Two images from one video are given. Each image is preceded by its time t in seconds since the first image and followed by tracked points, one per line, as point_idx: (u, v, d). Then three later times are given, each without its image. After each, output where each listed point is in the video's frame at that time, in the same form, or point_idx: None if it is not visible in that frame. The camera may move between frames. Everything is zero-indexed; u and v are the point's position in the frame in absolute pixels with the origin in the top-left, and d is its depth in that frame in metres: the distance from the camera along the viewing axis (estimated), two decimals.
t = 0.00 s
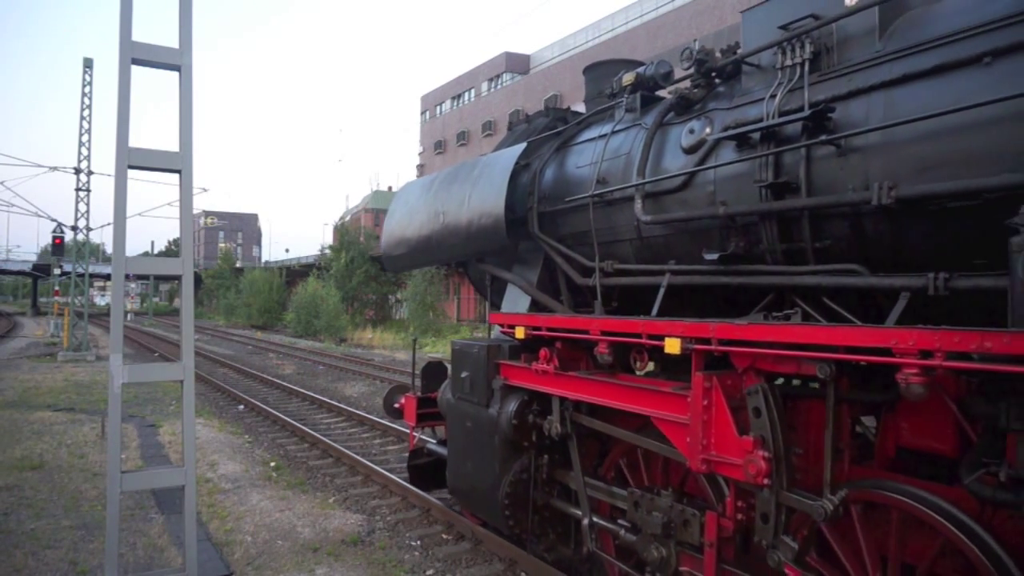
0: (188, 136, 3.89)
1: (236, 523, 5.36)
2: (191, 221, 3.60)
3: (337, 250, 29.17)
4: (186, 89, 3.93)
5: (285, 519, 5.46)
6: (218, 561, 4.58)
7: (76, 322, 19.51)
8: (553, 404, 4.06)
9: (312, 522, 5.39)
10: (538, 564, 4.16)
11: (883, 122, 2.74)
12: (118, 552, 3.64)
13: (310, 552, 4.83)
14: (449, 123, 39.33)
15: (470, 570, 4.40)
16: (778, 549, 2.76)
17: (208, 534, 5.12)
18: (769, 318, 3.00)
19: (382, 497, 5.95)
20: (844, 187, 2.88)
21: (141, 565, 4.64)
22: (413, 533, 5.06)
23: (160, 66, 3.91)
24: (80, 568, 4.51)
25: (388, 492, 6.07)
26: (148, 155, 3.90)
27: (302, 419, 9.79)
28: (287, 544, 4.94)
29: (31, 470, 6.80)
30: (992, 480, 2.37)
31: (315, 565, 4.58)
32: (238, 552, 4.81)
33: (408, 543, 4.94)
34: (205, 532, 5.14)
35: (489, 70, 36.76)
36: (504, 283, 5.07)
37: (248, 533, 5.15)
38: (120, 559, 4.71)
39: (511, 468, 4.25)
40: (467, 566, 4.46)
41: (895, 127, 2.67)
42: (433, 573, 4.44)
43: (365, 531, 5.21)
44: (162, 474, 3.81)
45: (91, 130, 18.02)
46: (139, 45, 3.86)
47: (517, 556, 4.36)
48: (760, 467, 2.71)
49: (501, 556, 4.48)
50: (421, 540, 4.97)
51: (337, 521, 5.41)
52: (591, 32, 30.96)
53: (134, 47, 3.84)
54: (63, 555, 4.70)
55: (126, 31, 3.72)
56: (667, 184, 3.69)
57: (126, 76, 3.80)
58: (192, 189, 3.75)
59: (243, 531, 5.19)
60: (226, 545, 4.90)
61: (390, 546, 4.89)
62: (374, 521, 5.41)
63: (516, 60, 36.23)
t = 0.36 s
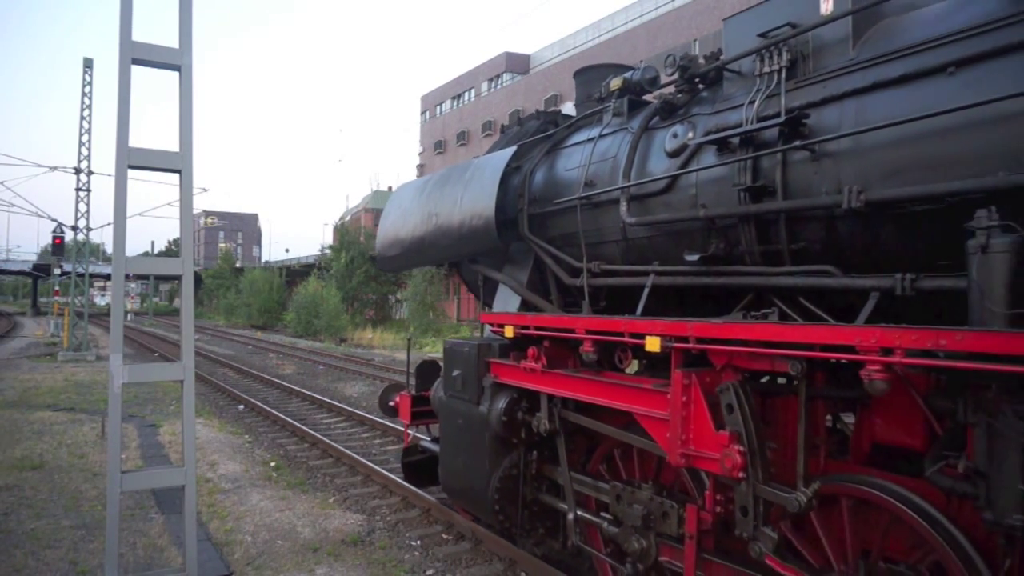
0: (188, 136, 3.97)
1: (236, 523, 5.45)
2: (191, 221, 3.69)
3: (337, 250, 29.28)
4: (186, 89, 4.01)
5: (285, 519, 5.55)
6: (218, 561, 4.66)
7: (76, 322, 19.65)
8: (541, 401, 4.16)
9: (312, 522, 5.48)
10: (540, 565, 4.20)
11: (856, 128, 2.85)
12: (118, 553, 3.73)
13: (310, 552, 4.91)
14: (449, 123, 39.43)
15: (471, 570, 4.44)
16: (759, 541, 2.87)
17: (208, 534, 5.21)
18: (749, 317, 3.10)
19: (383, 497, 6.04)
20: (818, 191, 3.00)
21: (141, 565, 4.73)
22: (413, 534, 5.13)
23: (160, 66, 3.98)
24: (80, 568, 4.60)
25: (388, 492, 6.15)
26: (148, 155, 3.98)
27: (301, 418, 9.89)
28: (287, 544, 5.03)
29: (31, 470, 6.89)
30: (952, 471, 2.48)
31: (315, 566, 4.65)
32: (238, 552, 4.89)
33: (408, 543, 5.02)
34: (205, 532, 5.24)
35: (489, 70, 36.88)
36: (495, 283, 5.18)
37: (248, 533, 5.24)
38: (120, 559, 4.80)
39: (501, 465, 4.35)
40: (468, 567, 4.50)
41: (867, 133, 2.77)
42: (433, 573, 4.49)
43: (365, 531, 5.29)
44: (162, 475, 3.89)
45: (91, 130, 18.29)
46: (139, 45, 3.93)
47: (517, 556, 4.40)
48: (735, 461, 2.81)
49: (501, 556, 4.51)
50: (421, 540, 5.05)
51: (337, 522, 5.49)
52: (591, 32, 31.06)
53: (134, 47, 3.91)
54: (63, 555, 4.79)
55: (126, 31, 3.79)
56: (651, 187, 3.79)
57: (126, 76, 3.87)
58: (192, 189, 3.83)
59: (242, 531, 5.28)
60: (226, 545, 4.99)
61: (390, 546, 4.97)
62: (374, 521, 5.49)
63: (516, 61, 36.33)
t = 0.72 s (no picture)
0: (187, 137, 4.04)
1: (237, 523, 5.57)
2: (192, 221, 3.81)
3: (337, 250, 29.40)
4: (185, 88, 4.06)
5: (284, 519, 5.67)
6: (218, 562, 4.77)
7: (77, 322, 19.76)
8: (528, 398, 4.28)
9: (312, 522, 5.60)
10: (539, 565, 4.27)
11: (825, 135, 2.97)
12: (119, 552, 3.83)
13: (311, 552, 5.01)
14: (449, 123, 39.56)
15: (471, 571, 4.50)
16: (737, 531, 2.99)
17: (208, 534, 5.32)
18: (724, 315, 3.22)
19: (382, 497, 6.15)
20: (791, 195, 3.12)
21: (142, 565, 4.85)
22: (413, 534, 5.23)
23: (160, 66, 4.04)
24: (80, 568, 4.71)
25: (388, 492, 6.26)
26: (148, 154, 4.05)
27: (301, 418, 10.01)
28: (287, 544, 5.14)
29: (31, 470, 7.01)
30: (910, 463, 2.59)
31: (315, 566, 4.75)
32: (238, 552, 5.00)
33: (408, 543, 5.12)
34: (205, 532, 5.35)
35: (489, 70, 37.00)
36: (485, 283, 5.32)
37: (248, 533, 5.35)
38: (121, 559, 4.92)
39: (490, 460, 4.47)
40: (468, 567, 4.57)
41: (834, 140, 2.89)
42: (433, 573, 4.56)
43: (365, 531, 5.40)
44: (162, 475, 4.00)
45: (91, 130, 18.52)
46: (139, 45, 3.99)
47: (516, 556, 4.48)
48: (707, 453, 2.95)
49: (501, 556, 4.59)
50: (421, 540, 5.15)
51: (337, 522, 5.61)
52: (591, 32, 31.17)
53: (134, 48, 3.97)
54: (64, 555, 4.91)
55: (126, 32, 3.86)
56: (633, 190, 3.92)
57: (125, 76, 3.93)
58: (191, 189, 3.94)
59: (242, 531, 5.39)
60: (226, 545, 5.10)
61: (390, 545, 5.08)
62: (374, 521, 5.61)
63: (516, 61, 36.44)
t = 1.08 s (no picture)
0: (188, 135, 4.02)
1: (237, 523, 5.69)
2: (192, 221, 3.92)
3: (337, 250, 29.52)
4: (187, 85, 4.06)
5: (285, 519, 5.79)
6: (219, 562, 4.88)
7: (77, 322, 19.90)
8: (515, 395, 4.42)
9: (313, 522, 5.72)
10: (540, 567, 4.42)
11: (794, 141, 3.09)
12: (119, 553, 3.91)
13: (311, 552, 5.13)
14: (449, 123, 39.66)
15: (470, 571, 4.66)
16: (712, 520, 3.11)
17: (208, 534, 5.45)
18: (700, 313, 3.35)
19: (382, 497, 6.28)
20: (762, 199, 3.25)
21: (142, 565, 4.97)
22: (413, 534, 5.37)
23: (162, 67, 4.07)
24: (80, 568, 4.84)
25: (388, 492, 6.40)
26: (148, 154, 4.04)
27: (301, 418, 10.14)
28: (287, 544, 5.25)
29: (31, 470, 7.14)
30: (869, 454, 2.74)
31: (315, 566, 4.87)
32: (238, 552, 5.11)
33: (408, 543, 5.25)
34: (205, 532, 5.47)
35: (490, 70, 37.08)
36: (475, 284, 5.46)
37: (248, 533, 5.47)
38: (121, 559, 5.05)
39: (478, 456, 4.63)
40: (468, 567, 4.72)
41: (801, 146, 3.02)
42: (433, 573, 4.71)
43: (365, 531, 5.53)
44: (164, 475, 4.11)
45: (91, 130, 18.60)
46: (140, 44, 4.01)
47: (517, 557, 4.63)
48: (681, 446, 3.09)
49: (501, 557, 4.74)
50: (421, 540, 5.29)
51: (337, 522, 5.73)
52: (591, 33, 31.26)
53: (135, 46, 3.99)
54: (64, 555, 5.04)
55: (127, 31, 3.90)
56: (615, 193, 4.04)
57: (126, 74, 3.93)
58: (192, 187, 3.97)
59: (242, 531, 5.51)
60: (226, 545, 5.22)
61: (391, 545, 5.21)
62: (374, 521, 5.74)
63: (516, 61, 36.50)
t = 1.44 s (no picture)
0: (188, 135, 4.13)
1: (237, 523, 5.82)
2: (191, 220, 4.05)
3: (337, 251, 29.66)
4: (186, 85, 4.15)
5: (285, 519, 5.93)
6: (219, 562, 4.99)
7: (76, 322, 20.05)
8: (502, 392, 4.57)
9: (312, 522, 5.86)
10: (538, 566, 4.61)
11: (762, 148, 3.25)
12: (119, 552, 4.00)
13: (311, 552, 5.25)
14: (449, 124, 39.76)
15: (470, 570, 4.84)
16: (686, 509, 3.23)
17: (208, 534, 5.58)
18: (675, 313, 3.53)
19: (382, 497, 6.43)
20: (734, 203, 3.42)
21: (142, 565, 5.11)
22: (413, 534, 5.51)
23: (162, 66, 4.16)
24: (80, 568, 4.97)
25: (388, 492, 6.55)
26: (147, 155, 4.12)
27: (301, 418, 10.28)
28: (287, 544, 5.38)
29: (31, 470, 7.28)
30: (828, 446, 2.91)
31: (315, 566, 4.99)
32: (238, 552, 5.23)
33: (408, 543, 5.39)
34: (205, 532, 5.61)
35: (489, 70, 37.16)
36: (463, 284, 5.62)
37: (247, 533, 5.60)
38: (121, 559, 5.18)
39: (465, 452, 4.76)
40: (467, 566, 4.90)
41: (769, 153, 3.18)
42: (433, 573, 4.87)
43: (365, 531, 5.66)
44: (165, 476, 4.24)
45: (91, 131, 18.73)
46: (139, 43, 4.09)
47: (516, 557, 4.81)
48: (654, 438, 3.26)
49: (500, 556, 4.93)
50: (421, 540, 5.42)
51: (337, 522, 5.87)
52: (591, 32, 31.32)
53: (134, 45, 4.07)
54: (63, 555, 5.18)
55: (127, 30, 3.98)
56: (597, 196, 4.21)
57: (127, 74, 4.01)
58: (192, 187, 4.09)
59: (241, 531, 5.64)
60: (225, 545, 5.34)
61: (391, 546, 5.35)
62: (374, 521, 5.88)
63: (516, 61, 36.57)
